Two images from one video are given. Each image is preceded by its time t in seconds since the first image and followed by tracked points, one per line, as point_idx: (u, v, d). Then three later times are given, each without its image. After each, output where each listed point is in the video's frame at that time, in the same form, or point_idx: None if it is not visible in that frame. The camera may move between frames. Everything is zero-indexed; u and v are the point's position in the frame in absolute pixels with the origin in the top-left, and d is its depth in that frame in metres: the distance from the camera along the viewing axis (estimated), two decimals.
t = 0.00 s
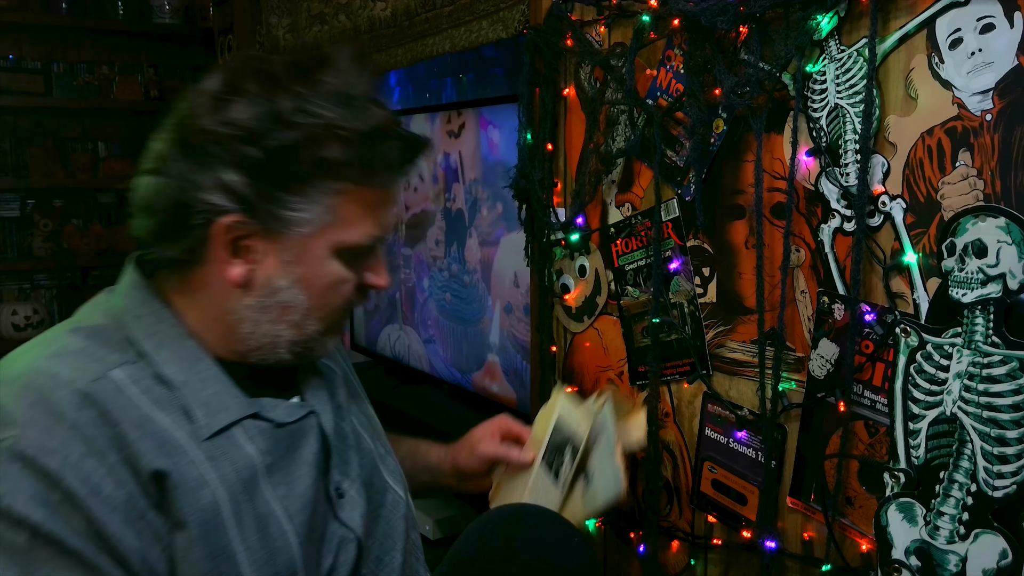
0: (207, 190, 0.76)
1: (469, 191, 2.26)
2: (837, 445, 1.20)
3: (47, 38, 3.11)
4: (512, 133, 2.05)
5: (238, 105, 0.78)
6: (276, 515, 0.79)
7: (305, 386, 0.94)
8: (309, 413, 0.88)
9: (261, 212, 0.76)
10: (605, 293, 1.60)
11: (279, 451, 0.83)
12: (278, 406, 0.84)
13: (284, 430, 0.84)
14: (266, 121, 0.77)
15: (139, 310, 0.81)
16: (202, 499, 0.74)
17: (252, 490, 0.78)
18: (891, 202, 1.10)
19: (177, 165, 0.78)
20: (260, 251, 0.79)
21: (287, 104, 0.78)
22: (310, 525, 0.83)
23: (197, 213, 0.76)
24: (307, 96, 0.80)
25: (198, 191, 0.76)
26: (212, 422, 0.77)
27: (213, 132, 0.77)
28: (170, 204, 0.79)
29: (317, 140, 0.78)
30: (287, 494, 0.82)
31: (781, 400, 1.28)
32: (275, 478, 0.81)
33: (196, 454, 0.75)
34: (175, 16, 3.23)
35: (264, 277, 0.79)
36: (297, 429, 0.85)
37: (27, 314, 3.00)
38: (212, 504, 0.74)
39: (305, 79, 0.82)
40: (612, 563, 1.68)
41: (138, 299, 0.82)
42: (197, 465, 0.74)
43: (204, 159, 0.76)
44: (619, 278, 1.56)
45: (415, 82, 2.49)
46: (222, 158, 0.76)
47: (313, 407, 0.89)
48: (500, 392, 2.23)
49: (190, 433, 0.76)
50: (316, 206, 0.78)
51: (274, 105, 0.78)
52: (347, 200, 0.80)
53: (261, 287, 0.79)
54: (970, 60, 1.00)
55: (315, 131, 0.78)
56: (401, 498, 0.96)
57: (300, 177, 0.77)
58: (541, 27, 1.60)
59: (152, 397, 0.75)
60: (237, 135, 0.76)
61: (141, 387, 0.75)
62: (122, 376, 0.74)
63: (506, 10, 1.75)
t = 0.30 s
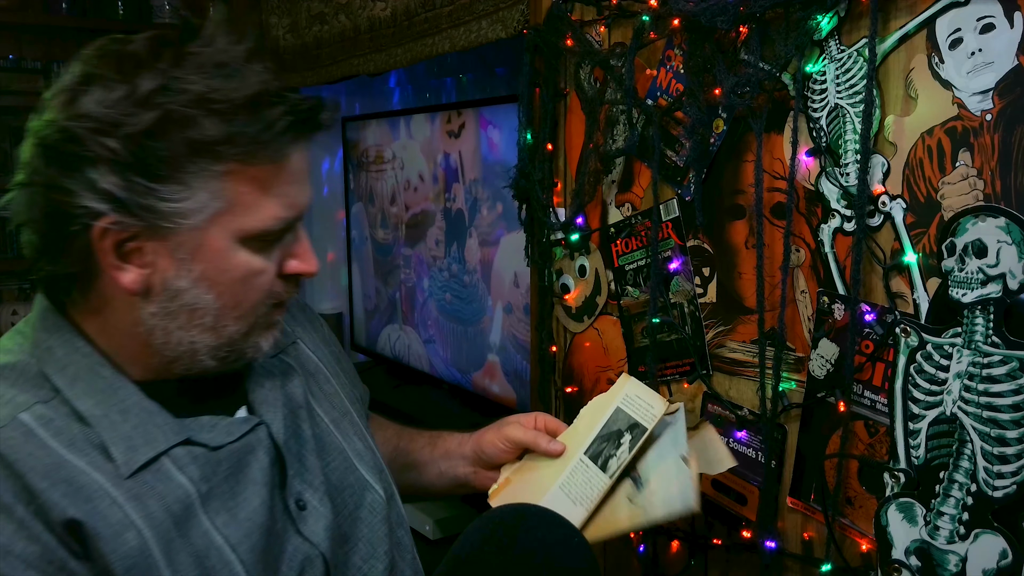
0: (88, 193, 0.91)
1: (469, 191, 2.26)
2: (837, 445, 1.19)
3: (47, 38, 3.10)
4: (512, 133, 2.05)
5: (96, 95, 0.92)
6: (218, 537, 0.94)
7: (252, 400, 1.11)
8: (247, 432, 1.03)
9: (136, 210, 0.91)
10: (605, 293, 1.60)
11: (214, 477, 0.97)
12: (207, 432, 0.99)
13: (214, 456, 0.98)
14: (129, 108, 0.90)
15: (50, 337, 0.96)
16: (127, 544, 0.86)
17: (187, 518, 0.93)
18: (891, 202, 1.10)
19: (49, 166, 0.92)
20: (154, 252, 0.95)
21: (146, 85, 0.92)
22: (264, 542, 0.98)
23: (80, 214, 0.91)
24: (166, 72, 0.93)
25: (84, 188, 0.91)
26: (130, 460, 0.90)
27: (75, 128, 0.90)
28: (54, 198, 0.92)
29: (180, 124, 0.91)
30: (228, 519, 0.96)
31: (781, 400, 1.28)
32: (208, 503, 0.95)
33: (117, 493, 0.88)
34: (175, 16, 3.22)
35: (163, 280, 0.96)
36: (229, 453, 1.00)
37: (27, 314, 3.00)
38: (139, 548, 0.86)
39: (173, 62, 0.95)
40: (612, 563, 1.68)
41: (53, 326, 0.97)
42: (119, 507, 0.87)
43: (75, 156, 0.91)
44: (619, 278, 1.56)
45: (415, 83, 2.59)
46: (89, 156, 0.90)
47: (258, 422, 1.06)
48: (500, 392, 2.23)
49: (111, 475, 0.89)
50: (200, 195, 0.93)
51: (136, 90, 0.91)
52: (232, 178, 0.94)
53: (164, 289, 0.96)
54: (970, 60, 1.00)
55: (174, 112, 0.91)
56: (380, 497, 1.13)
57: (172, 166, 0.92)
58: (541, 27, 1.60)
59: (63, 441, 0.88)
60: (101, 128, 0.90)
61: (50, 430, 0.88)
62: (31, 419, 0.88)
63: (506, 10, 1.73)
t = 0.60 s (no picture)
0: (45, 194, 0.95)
1: (469, 191, 2.26)
2: (837, 445, 1.20)
3: (47, 38, 3.10)
4: (512, 133, 2.05)
5: (44, 96, 0.95)
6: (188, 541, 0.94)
7: (230, 404, 1.12)
8: (220, 436, 1.04)
9: (86, 209, 0.95)
10: (605, 293, 1.60)
11: (185, 482, 0.98)
12: (178, 437, 1.00)
13: (185, 460, 0.99)
14: (74, 109, 0.93)
15: (19, 344, 1.00)
16: (90, 551, 0.86)
17: (157, 524, 0.93)
18: (891, 202, 1.10)
19: (6, 169, 0.96)
20: (109, 252, 0.98)
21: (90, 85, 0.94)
22: (239, 546, 0.98)
23: (36, 215, 0.96)
24: (113, 70, 0.95)
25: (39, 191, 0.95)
26: (97, 464, 0.92)
27: (25, 131, 0.94)
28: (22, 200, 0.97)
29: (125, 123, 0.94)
30: (199, 523, 0.96)
31: (781, 400, 1.28)
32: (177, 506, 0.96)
33: (81, 499, 0.89)
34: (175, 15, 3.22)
35: (121, 281, 0.99)
36: (201, 458, 1.01)
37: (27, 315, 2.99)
38: (104, 554, 0.86)
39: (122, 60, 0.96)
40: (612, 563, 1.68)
41: (23, 334, 1.01)
42: (84, 514, 0.88)
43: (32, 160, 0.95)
44: (619, 278, 1.56)
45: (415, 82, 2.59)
46: (40, 158, 0.94)
47: (233, 426, 1.07)
48: (500, 391, 2.23)
49: (77, 483, 0.91)
50: (148, 194, 0.95)
51: (82, 90, 0.94)
52: (182, 174, 0.96)
53: (121, 290, 0.99)
54: (970, 60, 1.00)
55: (118, 108, 0.93)
56: (369, 498, 1.14)
57: (119, 165, 0.95)
58: (541, 27, 1.60)
59: (29, 449, 0.91)
60: (48, 128, 0.94)
61: (17, 439, 0.91)
62: None
63: (506, 10, 1.73)
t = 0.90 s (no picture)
0: (50, 180, 1.00)
1: (469, 191, 2.26)
2: (837, 445, 1.20)
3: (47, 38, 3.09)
4: (512, 133, 2.05)
5: (55, 86, 1.00)
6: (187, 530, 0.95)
7: (230, 400, 1.13)
8: (220, 430, 1.05)
9: (84, 195, 0.98)
10: (605, 293, 1.60)
11: (185, 473, 1.00)
12: (178, 430, 1.02)
13: (184, 452, 1.00)
14: (79, 97, 0.98)
15: (25, 336, 1.02)
16: (91, 536, 0.88)
17: (156, 512, 0.95)
18: (891, 202, 1.10)
19: (23, 154, 1.02)
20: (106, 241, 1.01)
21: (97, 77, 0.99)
22: (238, 536, 0.99)
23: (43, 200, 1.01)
24: (123, 65, 0.99)
25: (47, 179, 1.00)
26: (97, 453, 0.94)
27: (35, 118, 0.99)
28: (24, 191, 1.02)
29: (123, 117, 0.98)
30: (198, 512, 0.98)
31: (781, 400, 1.28)
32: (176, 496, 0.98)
33: (81, 487, 0.91)
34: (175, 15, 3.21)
35: (115, 269, 1.01)
36: (201, 450, 1.02)
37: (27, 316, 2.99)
38: (104, 539, 0.89)
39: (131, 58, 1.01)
40: (612, 563, 1.68)
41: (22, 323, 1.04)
42: (84, 500, 0.90)
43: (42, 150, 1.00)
44: (619, 278, 1.56)
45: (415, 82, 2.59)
46: (48, 145, 0.99)
47: (233, 421, 1.08)
48: (500, 392, 2.23)
49: (78, 471, 0.93)
50: (143, 182, 0.98)
51: (90, 81, 0.99)
52: (179, 164, 0.98)
53: (116, 277, 1.01)
54: (970, 60, 1.00)
55: (122, 98, 0.97)
56: (369, 494, 1.15)
57: (115, 152, 0.98)
58: (541, 27, 1.60)
59: (32, 437, 0.93)
60: (54, 115, 0.99)
61: (21, 428, 0.93)
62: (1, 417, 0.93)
63: (506, 10, 1.73)
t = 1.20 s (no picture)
0: (78, 169, 1.01)
1: (469, 191, 2.26)
2: (837, 445, 1.20)
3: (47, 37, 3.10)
4: (512, 133, 2.05)
5: (85, 79, 1.02)
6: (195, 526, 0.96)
7: (241, 398, 1.13)
8: (232, 428, 1.05)
9: (112, 182, 1.00)
10: (605, 293, 1.60)
11: (194, 469, 1.00)
12: (191, 426, 1.02)
13: (195, 447, 1.01)
14: (109, 88, 1.00)
15: (42, 329, 1.03)
16: (100, 530, 0.89)
17: (165, 508, 0.95)
18: (891, 202, 1.10)
19: (51, 145, 1.03)
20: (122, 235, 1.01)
21: (126, 70, 1.01)
22: (245, 534, 0.99)
23: (70, 187, 1.02)
24: (149, 58, 1.01)
25: (74, 169, 1.01)
26: (109, 446, 0.94)
27: (65, 110, 1.01)
28: (52, 181, 1.03)
29: (150, 107, 0.99)
30: (205, 509, 0.98)
31: (781, 400, 1.28)
32: (185, 492, 0.98)
33: (92, 481, 0.91)
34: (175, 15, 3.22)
35: (141, 258, 1.02)
36: (211, 447, 1.02)
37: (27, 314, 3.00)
38: (112, 533, 0.89)
39: (156, 52, 1.02)
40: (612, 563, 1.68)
41: (44, 316, 1.05)
42: (94, 494, 0.91)
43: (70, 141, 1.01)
44: (619, 278, 1.56)
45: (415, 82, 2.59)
46: (78, 135, 1.00)
47: (245, 419, 1.08)
48: (500, 392, 2.23)
49: (90, 464, 0.93)
50: (168, 171, 0.99)
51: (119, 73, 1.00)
52: (202, 153, 1.00)
53: (141, 267, 1.02)
54: (970, 60, 1.00)
55: (150, 87, 0.99)
56: (377, 496, 1.16)
57: (143, 141, 0.99)
58: (541, 27, 1.60)
59: (47, 428, 0.93)
60: (84, 106, 1.00)
61: (35, 418, 0.94)
62: (15, 407, 0.93)
63: (506, 10, 1.73)
